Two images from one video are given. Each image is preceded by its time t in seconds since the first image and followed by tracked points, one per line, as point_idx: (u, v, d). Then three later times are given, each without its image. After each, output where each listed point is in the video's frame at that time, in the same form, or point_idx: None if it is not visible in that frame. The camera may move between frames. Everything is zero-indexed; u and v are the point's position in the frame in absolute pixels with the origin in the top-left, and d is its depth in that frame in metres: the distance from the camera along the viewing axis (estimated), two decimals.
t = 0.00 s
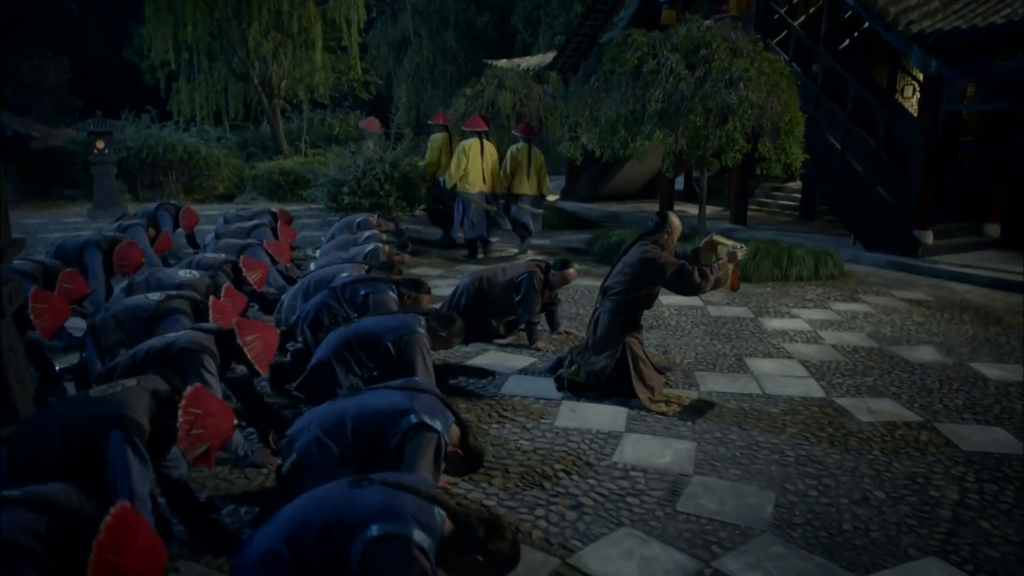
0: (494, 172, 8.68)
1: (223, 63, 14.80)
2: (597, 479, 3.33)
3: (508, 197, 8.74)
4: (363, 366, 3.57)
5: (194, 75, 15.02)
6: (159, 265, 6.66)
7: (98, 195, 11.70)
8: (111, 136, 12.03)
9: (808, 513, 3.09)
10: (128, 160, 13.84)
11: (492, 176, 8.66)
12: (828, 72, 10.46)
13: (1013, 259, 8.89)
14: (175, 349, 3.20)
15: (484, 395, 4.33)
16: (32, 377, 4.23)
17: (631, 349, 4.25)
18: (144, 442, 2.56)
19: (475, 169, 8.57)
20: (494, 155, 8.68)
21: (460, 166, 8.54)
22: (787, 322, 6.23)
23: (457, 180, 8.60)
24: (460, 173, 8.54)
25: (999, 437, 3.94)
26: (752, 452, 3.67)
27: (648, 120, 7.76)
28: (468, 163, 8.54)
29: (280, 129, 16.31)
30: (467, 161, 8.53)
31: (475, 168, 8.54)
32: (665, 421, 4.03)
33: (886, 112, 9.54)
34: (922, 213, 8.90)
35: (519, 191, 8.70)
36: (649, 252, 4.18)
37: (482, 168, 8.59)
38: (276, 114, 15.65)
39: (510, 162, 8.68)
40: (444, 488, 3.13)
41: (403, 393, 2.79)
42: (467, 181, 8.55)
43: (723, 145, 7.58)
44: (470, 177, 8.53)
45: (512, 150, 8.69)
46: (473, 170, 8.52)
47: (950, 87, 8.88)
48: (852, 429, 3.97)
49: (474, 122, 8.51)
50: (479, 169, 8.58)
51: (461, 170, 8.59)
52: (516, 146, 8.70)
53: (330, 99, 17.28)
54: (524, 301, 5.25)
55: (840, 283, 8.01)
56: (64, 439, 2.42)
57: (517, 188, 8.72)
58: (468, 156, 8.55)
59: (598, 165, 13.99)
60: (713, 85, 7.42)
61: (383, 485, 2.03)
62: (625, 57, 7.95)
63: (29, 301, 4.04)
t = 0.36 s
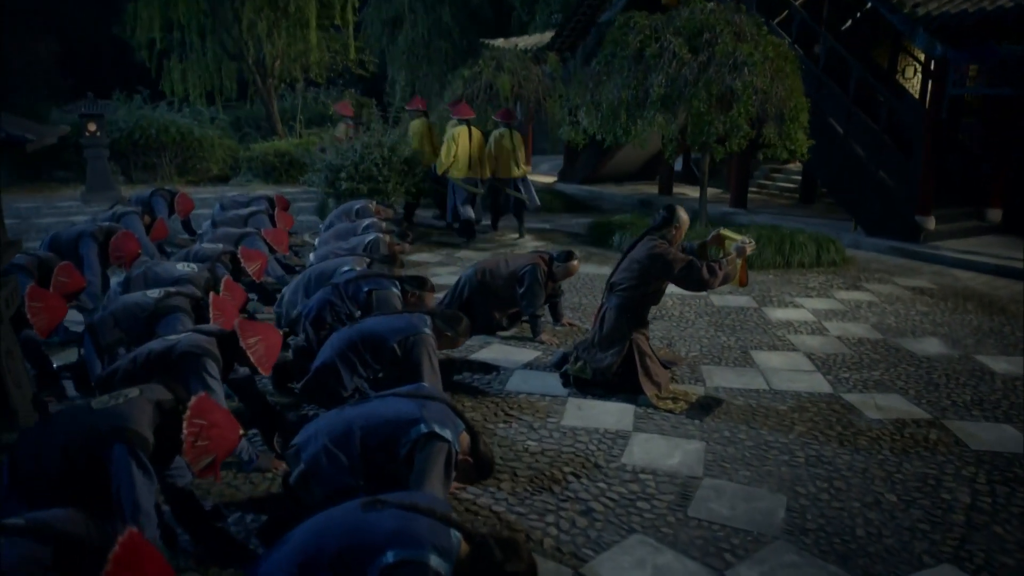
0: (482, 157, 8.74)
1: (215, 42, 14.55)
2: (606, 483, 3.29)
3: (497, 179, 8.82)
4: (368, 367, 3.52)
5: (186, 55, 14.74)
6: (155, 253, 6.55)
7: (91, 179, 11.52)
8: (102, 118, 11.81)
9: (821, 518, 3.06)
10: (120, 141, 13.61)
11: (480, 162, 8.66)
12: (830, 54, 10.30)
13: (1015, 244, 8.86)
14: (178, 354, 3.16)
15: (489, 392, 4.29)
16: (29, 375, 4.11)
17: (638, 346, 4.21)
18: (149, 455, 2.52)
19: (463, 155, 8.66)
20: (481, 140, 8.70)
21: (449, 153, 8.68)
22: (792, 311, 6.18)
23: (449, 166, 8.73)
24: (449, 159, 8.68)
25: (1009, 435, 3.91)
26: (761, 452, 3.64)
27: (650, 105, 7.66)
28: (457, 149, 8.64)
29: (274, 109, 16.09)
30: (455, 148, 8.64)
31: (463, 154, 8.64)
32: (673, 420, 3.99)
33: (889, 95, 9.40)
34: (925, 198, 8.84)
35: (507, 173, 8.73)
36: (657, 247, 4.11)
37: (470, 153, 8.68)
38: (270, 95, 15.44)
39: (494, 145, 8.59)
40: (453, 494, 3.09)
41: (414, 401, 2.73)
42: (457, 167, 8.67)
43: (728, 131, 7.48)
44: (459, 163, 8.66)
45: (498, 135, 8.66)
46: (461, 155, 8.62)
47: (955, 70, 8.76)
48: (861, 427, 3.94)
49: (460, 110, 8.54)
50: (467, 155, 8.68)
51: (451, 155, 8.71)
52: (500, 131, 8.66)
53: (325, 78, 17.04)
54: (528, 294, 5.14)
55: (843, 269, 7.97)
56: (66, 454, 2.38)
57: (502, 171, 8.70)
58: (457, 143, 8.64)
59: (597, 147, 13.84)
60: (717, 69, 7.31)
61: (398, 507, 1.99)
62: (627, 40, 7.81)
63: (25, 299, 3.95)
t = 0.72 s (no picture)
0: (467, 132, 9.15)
1: (204, 14, 14.24)
2: (612, 480, 3.27)
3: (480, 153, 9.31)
4: (371, 364, 3.47)
5: (174, 27, 14.44)
6: (148, 237, 6.45)
7: (81, 156, 11.34)
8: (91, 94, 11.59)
9: (829, 518, 3.05)
10: (110, 116, 13.39)
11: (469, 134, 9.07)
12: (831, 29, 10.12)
13: (1015, 224, 8.83)
14: (179, 354, 3.11)
15: (491, 384, 4.25)
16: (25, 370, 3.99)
17: (642, 338, 4.17)
18: (154, 465, 2.47)
19: (450, 129, 9.02)
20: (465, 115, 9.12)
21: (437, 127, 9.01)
22: (793, 296, 6.15)
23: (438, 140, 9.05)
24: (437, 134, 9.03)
25: (1014, 427, 3.91)
26: (768, 447, 3.62)
27: (651, 84, 7.53)
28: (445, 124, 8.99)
29: (266, 83, 15.84)
30: (444, 121, 8.97)
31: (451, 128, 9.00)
32: (678, 413, 3.97)
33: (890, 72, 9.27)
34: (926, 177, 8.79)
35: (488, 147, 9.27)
36: (663, 238, 4.04)
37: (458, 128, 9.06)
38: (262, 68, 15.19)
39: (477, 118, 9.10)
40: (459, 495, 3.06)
41: (421, 405, 2.67)
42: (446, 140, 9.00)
43: (729, 112, 7.38)
44: (448, 136, 9.01)
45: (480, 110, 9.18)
46: (450, 129, 8.99)
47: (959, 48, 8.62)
48: (866, 419, 3.93)
49: (446, 83, 8.95)
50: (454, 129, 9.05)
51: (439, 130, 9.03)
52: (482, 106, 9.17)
53: (317, 50, 16.74)
54: (530, 282, 5.04)
55: (843, 251, 7.94)
56: (69, 466, 2.34)
57: (484, 145, 9.24)
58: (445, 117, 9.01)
59: (594, 123, 13.68)
60: (719, 48, 7.17)
61: (411, 527, 1.95)
62: (627, 17, 7.65)
63: (20, 293, 3.90)
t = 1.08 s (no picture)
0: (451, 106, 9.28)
1: None
2: (620, 478, 3.26)
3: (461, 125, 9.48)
4: (376, 361, 3.42)
5: None
6: (144, 218, 6.35)
7: (72, 130, 11.15)
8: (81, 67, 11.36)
9: (838, 516, 3.05)
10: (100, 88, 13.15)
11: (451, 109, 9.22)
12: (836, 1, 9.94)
13: (1017, 202, 8.78)
14: (182, 354, 3.05)
15: (496, 375, 4.22)
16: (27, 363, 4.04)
17: (648, 329, 4.13)
18: (161, 475, 2.44)
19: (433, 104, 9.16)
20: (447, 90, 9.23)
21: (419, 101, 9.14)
22: (797, 279, 6.12)
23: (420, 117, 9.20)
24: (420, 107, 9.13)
25: (1020, 419, 3.91)
26: (775, 441, 3.61)
27: (654, 61, 7.40)
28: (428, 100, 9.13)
29: (259, 54, 15.56)
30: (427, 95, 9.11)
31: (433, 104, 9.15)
32: (684, 405, 3.95)
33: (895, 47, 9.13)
34: (929, 154, 8.71)
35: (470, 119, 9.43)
36: (669, 228, 3.98)
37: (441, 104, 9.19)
38: (254, 38, 14.92)
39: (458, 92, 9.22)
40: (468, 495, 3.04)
41: (430, 410, 2.62)
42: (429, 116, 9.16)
43: (732, 91, 7.27)
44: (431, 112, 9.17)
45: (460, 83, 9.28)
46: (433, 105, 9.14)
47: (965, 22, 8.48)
48: (872, 411, 3.92)
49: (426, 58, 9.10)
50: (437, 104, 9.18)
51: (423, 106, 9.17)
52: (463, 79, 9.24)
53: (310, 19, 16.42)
54: (533, 267, 4.99)
55: (844, 230, 7.89)
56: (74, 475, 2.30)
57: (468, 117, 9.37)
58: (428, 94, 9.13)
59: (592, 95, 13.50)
60: (724, 26, 7.03)
61: (426, 549, 1.91)
62: None
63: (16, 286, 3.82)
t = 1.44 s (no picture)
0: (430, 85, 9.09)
1: None
2: (625, 479, 3.26)
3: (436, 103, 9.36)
4: (380, 362, 3.39)
5: None
6: (138, 204, 6.25)
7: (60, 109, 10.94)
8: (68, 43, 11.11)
9: (844, 518, 3.06)
10: (87, 64, 12.88)
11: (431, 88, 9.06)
12: None
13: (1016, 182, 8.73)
14: (184, 358, 3.01)
15: (498, 370, 4.20)
16: (23, 360, 4.03)
17: (652, 323, 4.10)
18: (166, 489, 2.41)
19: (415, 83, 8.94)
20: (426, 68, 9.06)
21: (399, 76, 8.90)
22: (797, 266, 6.08)
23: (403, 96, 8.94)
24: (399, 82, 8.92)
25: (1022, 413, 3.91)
26: (779, 439, 3.61)
27: (654, 42, 7.26)
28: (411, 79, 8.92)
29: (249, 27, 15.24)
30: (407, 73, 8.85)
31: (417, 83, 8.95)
32: (687, 401, 3.94)
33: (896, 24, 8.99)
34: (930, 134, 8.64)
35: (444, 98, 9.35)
36: (674, 221, 3.92)
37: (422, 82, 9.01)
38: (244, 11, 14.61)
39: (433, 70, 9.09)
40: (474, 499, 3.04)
41: (436, 418, 2.58)
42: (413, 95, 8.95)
43: (733, 73, 7.16)
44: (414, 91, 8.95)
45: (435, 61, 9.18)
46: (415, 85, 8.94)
47: None
48: (875, 406, 3.92)
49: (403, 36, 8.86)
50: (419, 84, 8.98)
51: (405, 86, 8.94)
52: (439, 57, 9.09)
53: None
54: (533, 257, 4.92)
55: (844, 212, 7.85)
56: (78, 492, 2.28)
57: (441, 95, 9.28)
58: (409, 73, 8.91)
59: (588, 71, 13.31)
60: (726, 6, 6.89)
61: None
62: None
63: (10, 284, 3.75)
